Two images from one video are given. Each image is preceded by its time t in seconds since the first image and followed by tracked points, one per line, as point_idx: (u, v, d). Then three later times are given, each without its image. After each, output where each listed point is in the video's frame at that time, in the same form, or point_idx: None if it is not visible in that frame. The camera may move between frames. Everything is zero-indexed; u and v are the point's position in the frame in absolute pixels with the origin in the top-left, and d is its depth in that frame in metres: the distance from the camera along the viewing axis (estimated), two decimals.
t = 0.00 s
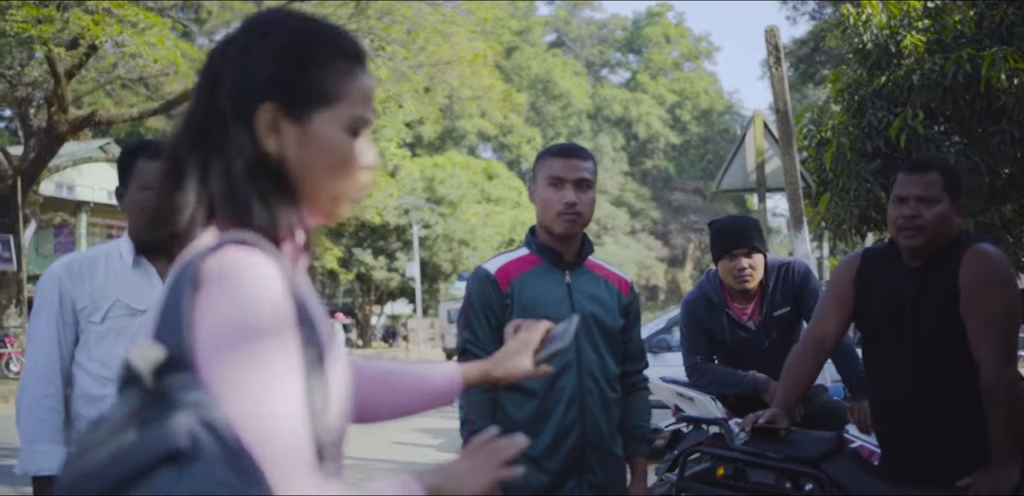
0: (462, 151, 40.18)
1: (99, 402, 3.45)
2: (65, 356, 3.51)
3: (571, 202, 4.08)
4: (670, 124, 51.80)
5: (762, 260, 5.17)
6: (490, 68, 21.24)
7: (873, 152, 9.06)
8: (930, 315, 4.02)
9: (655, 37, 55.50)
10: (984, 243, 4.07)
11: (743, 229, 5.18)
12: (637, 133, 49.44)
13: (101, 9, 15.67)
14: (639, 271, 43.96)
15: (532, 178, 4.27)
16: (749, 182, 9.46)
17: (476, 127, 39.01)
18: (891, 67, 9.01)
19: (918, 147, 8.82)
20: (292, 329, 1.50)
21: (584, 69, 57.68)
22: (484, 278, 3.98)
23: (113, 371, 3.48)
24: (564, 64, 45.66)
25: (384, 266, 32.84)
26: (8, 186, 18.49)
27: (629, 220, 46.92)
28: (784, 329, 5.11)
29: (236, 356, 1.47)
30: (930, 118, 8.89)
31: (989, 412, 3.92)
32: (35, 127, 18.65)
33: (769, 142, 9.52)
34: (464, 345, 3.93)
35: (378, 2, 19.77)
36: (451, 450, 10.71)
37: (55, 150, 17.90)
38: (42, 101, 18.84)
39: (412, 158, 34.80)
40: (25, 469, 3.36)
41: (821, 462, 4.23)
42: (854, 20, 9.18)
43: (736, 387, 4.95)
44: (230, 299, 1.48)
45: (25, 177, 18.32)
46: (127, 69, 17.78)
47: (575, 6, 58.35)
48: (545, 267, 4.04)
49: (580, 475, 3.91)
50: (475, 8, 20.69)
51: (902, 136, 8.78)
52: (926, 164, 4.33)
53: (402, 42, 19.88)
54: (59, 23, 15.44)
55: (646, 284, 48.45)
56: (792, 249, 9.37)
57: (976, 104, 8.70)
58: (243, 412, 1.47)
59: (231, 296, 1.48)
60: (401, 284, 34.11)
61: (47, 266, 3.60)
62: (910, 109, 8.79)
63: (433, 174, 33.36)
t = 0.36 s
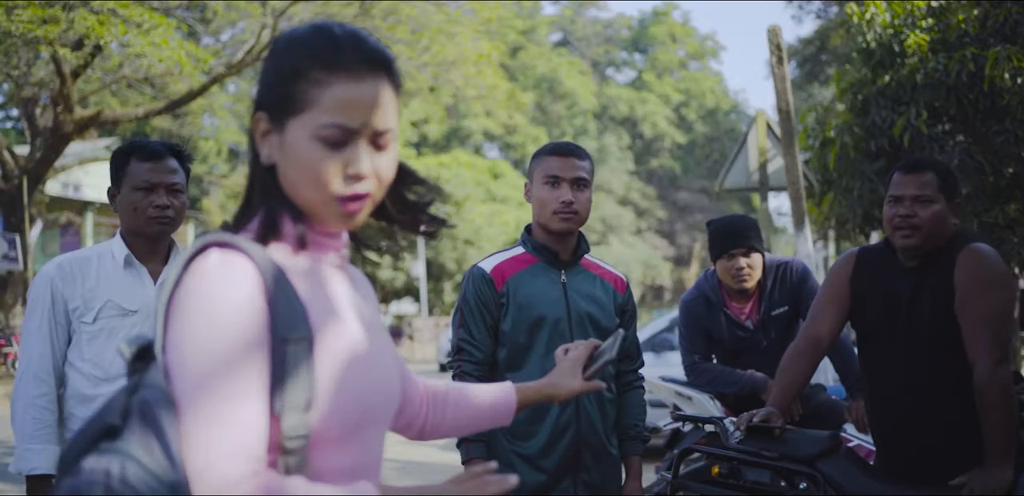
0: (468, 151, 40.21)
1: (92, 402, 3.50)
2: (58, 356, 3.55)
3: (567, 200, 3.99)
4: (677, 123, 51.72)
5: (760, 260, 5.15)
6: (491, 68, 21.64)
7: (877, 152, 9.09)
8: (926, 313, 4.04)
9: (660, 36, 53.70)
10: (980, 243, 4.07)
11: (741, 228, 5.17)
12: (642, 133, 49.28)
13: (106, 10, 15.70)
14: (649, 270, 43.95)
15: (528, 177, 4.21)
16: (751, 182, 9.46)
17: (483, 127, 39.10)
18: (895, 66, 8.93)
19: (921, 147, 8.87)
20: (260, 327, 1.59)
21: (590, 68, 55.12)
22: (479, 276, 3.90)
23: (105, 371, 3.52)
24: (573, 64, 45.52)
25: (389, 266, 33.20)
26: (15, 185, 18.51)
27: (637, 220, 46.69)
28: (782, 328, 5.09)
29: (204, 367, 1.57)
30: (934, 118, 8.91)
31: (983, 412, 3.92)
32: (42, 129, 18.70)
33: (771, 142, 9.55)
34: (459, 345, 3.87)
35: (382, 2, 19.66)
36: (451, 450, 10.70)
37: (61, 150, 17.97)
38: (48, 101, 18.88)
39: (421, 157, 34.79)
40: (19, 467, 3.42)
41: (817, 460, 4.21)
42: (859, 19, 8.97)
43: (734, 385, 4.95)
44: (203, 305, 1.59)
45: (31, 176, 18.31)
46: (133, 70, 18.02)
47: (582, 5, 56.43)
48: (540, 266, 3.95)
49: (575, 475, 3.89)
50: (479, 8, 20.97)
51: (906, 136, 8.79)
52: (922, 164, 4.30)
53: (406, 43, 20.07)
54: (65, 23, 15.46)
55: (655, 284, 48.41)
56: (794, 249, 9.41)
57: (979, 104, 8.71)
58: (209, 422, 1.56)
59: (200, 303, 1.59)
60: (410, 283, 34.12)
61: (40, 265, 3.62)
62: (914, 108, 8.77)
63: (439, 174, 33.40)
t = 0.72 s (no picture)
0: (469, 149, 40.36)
1: (85, 400, 3.46)
2: (52, 355, 3.52)
3: (567, 199, 4.00)
4: (676, 121, 51.77)
5: (759, 259, 5.15)
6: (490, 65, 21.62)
7: (876, 150, 9.06)
8: (922, 313, 4.05)
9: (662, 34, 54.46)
10: (977, 243, 4.08)
11: (739, 227, 5.15)
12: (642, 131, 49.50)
13: (106, 8, 15.72)
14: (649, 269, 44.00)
15: (528, 176, 4.20)
16: (751, 180, 9.51)
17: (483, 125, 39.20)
18: (894, 65, 8.91)
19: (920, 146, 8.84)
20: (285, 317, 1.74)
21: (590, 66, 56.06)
22: (480, 274, 3.90)
23: (98, 369, 3.49)
24: (573, 62, 45.54)
25: (388, 263, 33.45)
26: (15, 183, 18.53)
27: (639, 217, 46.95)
28: (779, 327, 5.09)
29: (225, 353, 1.70)
30: (934, 117, 8.85)
31: (980, 412, 3.92)
32: (42, 126, 18.66)
33: (771, 141, 9.58)
34: (460, 342, 3.87)
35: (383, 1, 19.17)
36: (452, 448, 10.72)
37: (61, 148, 18.06)
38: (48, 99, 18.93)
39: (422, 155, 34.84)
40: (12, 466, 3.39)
41: (815, 459, 4.20)
42: (858, 17, 8.96)
43: (733, 384, 4.99)
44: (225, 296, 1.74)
45: (31, 174, 18.33)
46: (132, 69, 18.01)
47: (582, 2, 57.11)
48: (541, 264, 3.95)
49: (575, 473, 3.90)
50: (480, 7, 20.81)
51: (905, 135, 8.76)
52: (919, 166, 4.32)
53: (407, 41, 20.08)
54: (65, 22, 15.48)
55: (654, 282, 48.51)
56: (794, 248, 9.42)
57: (979, 102, 8.66)
58: (222, 393, 1.70)
59: (225, 294, 1.74)
60: (410, 280, 34.19)
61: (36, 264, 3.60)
62: (913, 107, 8.76)
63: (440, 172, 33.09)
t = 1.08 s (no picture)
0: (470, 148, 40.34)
1: (100, 401, 3.50)
2: (68, 355, 3.54)
3: (580, 201, 4.10)
4: (678, 121, 51.79)
5: (767, 259, 5.16)
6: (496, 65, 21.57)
7: (880, 150, 9.07)
8: (933, 313, 4.07)
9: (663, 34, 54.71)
10: (987, 244, 4.10)
11: (747, 227, 5.15)
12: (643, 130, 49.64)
13: (110, 7, 15.71)
14: (650, 269, 43.94)
15: (542, 178, 4.29)
16: (755, 180, 9.56)
17: (486, 124, 39.19)
18: (899, 65, 8.97)
19: (924, 145, 8.85)
20: (326, 305, 1.72)
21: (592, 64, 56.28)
22: (495, 276, 4.00)
23: (114, 370, 3.52)
24: (574, 60, 45.56)
25: (391, 262, 33.47)
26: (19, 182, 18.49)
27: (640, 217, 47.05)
28: (788, 328, 5.12)
29: (280, 348, 1.68)
30: (938, 118, 8.90)
31: (990, 412, 3.94)
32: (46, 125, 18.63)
33: (776, 141, 9.63)
34: (475, 343, 3.96)
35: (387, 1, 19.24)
36: (466, 450, 10.74)
37: (65, 147, 18.03)
38: (52, 98, 18.92)
39: (422, 154, 34.88)
40: (28, 465, 3.42)
41: (824, 458, 4.21)
42: (863, 18, 9.04)
43: (740, 384, 5.00)
44: (270, 291, 1.71)
45: (35, 173, 18.34)
46: (136, 67, 17.95)
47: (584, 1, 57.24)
48: (555, 265, 4.05)
49: (589, 473, 3.95)
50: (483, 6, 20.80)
51: (909, 135, 8.77)
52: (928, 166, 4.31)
53: (410, 40, 20.09)
54: (70, 21, 15.42)
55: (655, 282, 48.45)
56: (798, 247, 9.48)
57: (984, 102, 8.68)
58: (285, 380, 1.68)
59: (269, 288, 1.71)
60: (411, 280, 34.20)
61: (50, 265, 3.62)
62: (916, 107, 8.76)
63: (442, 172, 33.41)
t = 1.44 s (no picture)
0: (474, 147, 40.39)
1: (122, 401, 3.59)
2: (90, 357, 3.61)
3: (599, 203, 4.29)
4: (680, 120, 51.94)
5: (778, 260, 5.19)
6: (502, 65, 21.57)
7: (885, 150, 9.14)
8: (948, 314, 4.09)
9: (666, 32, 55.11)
10: (1001, 246, 4.14)
11: (758, 228, 5.18)
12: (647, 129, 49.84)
13: (115, 6, 15.66)
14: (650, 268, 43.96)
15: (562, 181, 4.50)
16: (762, 181, 9.59)
17: (489, 123, 39.33)
18: (904, 65, 9.07)
19: (929, 145, 8.93)
20: (404, 300, 1.83)
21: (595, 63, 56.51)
22: (514, 277, 4.20)
23: (136, 371, 3.61)
24: (576, 59, 45.57)
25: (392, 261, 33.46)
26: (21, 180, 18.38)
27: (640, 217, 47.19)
28: (798, 329, 5.18)
29: (371, 347, 1.78)
30: (942, 118, 8.96)
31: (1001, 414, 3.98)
32: (50, 123, 18.54)
33: (782, 140, 9.69)
34: (495, 343, 4.16)
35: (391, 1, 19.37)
36: (487, 452, 10.76)
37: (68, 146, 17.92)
38: (55, 97, 18.85)
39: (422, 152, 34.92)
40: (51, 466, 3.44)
41: (838, 458, 4.21)
42: (868, 18, 9.21)
43: (751, 385, 5.01)
44: (353, 291, 1.80)
45: (38, 172, 18.21)
46: (139, 66, 17.86)
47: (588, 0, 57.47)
48: (573, 267, 4.23)
49: (608, 474, 4.09)
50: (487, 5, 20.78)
51: (914, 135, 8.86)
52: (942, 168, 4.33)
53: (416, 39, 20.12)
54: (75, 20, 15.34)
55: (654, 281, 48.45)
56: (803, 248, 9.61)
57: (988, 103, 8.82)
58: (375, 376, 1.78)
59: (352, 289, 1.80)
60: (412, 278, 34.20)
61: (72, 265, 3.67)
62: (922, 108, 8.84)
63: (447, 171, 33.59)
